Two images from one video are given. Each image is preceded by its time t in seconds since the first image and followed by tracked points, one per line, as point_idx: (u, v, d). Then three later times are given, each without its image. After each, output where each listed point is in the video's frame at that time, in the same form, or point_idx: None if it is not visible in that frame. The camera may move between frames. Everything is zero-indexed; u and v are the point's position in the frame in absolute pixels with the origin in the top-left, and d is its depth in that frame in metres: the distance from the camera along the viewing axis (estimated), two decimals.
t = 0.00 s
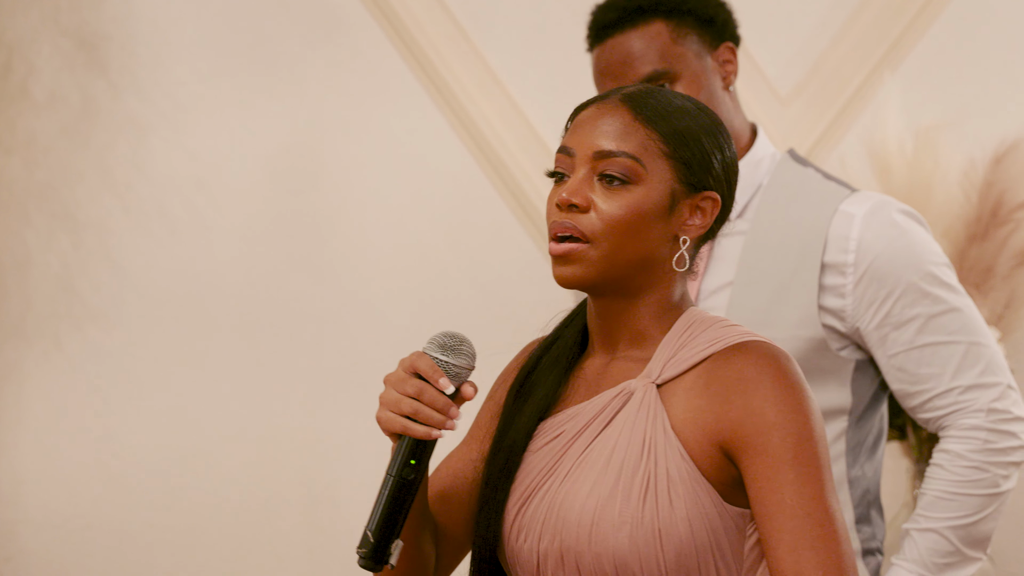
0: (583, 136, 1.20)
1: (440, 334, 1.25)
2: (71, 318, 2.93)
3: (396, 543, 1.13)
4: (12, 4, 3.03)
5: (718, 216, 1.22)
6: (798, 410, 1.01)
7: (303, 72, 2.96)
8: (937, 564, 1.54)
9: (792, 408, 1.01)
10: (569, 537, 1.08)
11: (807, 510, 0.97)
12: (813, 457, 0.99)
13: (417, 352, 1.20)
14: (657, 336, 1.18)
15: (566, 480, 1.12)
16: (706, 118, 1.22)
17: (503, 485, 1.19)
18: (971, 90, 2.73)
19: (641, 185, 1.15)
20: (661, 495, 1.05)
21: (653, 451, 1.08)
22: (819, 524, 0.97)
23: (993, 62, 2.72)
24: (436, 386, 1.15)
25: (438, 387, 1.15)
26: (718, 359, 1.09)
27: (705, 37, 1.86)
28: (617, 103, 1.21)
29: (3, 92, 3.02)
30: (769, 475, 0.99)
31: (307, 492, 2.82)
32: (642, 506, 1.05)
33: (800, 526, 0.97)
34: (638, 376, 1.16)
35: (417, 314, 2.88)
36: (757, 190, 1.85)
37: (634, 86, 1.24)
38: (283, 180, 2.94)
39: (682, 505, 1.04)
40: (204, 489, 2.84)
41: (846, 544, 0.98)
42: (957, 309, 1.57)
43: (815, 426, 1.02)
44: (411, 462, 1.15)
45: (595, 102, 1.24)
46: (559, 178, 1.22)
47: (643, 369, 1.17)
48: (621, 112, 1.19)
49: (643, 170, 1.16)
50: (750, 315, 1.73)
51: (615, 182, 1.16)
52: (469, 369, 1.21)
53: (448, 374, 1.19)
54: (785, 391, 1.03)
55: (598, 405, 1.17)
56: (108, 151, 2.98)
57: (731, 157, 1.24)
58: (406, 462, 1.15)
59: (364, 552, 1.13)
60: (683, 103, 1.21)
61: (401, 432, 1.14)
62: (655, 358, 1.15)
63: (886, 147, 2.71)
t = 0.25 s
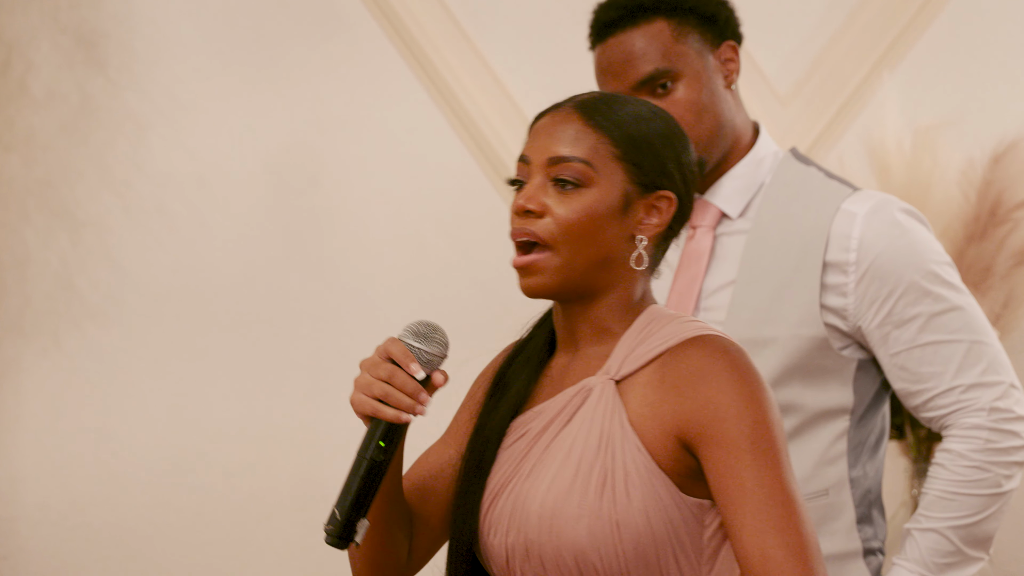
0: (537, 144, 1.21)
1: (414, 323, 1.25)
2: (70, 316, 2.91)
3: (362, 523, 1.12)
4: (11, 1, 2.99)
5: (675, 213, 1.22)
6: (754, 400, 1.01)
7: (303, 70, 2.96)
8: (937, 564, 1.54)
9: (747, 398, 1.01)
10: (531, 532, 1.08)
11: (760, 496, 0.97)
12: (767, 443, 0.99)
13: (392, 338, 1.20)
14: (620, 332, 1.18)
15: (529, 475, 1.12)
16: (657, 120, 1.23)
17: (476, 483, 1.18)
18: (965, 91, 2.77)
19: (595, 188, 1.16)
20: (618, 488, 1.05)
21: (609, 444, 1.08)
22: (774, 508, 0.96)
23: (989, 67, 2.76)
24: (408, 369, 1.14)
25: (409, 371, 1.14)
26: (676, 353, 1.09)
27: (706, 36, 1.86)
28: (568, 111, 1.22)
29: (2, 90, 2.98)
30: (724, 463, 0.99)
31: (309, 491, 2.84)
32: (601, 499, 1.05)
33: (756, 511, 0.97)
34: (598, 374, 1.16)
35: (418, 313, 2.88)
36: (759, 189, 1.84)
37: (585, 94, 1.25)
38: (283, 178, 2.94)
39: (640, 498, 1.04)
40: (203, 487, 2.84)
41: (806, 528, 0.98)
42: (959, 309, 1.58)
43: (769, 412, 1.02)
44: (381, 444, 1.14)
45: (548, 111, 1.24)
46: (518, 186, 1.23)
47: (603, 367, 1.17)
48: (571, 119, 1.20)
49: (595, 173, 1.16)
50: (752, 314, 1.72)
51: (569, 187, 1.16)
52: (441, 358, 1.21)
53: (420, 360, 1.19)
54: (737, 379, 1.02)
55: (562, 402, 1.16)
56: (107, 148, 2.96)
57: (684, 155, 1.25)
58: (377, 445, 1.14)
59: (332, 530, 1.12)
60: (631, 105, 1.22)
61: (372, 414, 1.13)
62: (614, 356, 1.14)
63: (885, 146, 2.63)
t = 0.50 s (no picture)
0: (462, 159, 1.26)
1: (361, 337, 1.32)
2: (69, 314, 2.88)
3: (321, 523, 1.15)
4: None
5: (604, 204, 1.24)
6: (681, 380, 1.01)
7: (304, 69, 2.97)
8: (939, 564, 1.54)
9: (673, 379, 1.01)
10: (482, 525, 1.10)
11: (693, 479, 0.97)
12: (698, 425, 0.99)
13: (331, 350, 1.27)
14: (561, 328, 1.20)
15: (480, 470, 1.15)
16: (573, 119, 1.25)
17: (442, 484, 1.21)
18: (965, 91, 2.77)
19: (511, 190, 1.20)
20: (556, 478, 1.06)
21: (550, 435, 1.09)
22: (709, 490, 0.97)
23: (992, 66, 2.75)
24: (337, 369, 1.22)
25: (338, 370, 1.22)
26: (608, 341, 1.10)
27: (711, 35, 1.85)
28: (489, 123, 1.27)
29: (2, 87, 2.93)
30: (656, 448, 0.99)
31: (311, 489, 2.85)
32: (540, 489, 1.06)
33: (693, 493, 0.97)
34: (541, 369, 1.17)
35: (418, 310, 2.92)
36: (762, 188, 1.84)
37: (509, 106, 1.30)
38: (284, 176, 2.96)
39: (578, 487, 1.05)
40: (203, 485, 2.83)
41: (745, 506, 0.98)
42: (962, 309, 1.58)
43: (701, 394, 1.01)
44: (327, 445, 1.19)
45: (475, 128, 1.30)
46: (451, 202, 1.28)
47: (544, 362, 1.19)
48: (489, 131, 1.25)
49: (510, 176, 1.21)
50: (754, 312, 1.71)
51: (487, 193, 1.21)
52: (378, 356, 1.25)
53: (357, 363, 1.24)
54: (666, 364, 1.03)
55: (511, 397, 1.18)
56: (107, 146, 2.94)
57: (609, 146, 1.27)
58: (322, 446, 1.19)
59: (295, 534, 1.15)
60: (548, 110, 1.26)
61: (314, 419, 1.20)
62: (554, 350, 1.16)
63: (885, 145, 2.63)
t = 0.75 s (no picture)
0: (428, 173, 1.29)
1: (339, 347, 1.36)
2: (72, 311, 2.87)
3: (296, 535, 1.22)
4: None
5: (570, 208, 1.27)
6: (646, 372, 1.05)
7: (309, 67, 2.98)
8: (943, 561, 1.54)
9: (639, 372, 1.06)
10: (461, 519, 1.14)
11: (658, 464, 1.01)
12: (662, 412, 1.03)
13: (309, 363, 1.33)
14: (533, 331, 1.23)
15: (460, 468, 1.19)
16: (534, 128, 1.28)
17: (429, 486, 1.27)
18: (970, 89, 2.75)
19: (474, 200, 1.23)
20: (527, 471, 1.10)
21: (521, 430, 1.14)
22: (673, 473, 1.01)
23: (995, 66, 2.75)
24: (312, 386, 1.27)
25: (313, 387, 1.27)
26: (576, 338, 1.14)
27: (716, 32, 1.84)
28: (453, 137, 1.30)
29: (4, 83, 2.91)
30: (622, 436, 1.04)
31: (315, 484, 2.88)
32: (513, 482, 1.11)
33: (658, 477, 1.01)
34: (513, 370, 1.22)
35: (422, 305, 2.97)
36: (768, 185, 1.83)
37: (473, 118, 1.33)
38: (289, 173, 2.96)
39: (549, 480, 1.09)
40: (206, 482, 2.84)
41: (710, 488, 1.01)
42: (968, 306, 1.57)
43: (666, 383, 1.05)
44: (303, 460, 1.25)
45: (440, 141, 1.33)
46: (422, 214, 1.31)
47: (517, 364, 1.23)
48: (452, 145, 1.28)
49: (472, 187, 1.24)
50: (757, 310, 1.71)
51: (452, 205, 1.24)
52: (352, 374, 1.31)
53: (331, 381, 1.30)
54: (630, 357, 1.07)
55: (488, 397, 1.23)
56: (111, 142, 2.93)
57: (573, 152, 1.29)
58: (299, 462, 1.24)
59: (271, 546, 1.21)
60: (510, 120, 1.29)
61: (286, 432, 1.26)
62: (527, 348, 1.20)
63: (890, 144, 2.75)
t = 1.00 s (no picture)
0: (426, 169, 1.30)
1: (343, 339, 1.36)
2: (77, 305, 2.88)
3: (282, 522, 1.24)
4: None
5: (566, 205, 1.27)
6: (638, 368, 1.06)
7: (314, 62, 2.98)
8: (947, 557, 1.54)
9: (631, 367, 1.06)
10: (458, 510, 1.16)
11: (650, 462, 1.02)
12: (656, 410, 1.03)
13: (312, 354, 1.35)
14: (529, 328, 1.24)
15: (458, 460, 1.21)
16: (531, 124, 1.28)
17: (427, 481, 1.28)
18: (975, 86, 2.75)
19: (470, 196, 1.24)
20: (522, 464, 1.12)
21: (518, 425, 1.15)
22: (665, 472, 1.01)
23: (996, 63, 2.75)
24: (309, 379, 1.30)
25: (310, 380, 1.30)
26: (571, 333, 1.15)
27: (722, 27, 1.84)
28: (452, 133, 1.31)
29: (10, 78, 2.92)
30: (616, 432, 1.04)
31: (319, 479, 2.88)
32: (508, 474, 1.12)
33: (649, 474, 1.01)
34: (510, 364, 1.23)
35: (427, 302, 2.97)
36: (773, 180, 1.84)
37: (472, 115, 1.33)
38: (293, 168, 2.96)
39: (542, 473, 1.10)
40: (210, 477, 2.85)
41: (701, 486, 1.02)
42: (971, 301, 1.57)
43: (660, 380, 1.06)
44: (294, 450, 1.26)
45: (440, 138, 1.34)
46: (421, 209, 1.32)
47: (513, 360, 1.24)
48: (450, 142, 1.29)
49: (469, 182, 1.24)
50: (761, 306, 1.71)
51: (449, 200, 1.25)
52: (350, 371, 1.32)
53: (328, 375, 1.32)
54: (626, 353, 1.07)
55: (486, 390, 1.24)
56: (115, 137, 2.94)
57: (570, 149, 1.29)
58: (290, 450, 1.26)
59: (257, 531, 1.24)
60: (507, 118, 1.29)
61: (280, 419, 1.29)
62: (524, 344, 1.20)
63: (894, 138, 2.69)
